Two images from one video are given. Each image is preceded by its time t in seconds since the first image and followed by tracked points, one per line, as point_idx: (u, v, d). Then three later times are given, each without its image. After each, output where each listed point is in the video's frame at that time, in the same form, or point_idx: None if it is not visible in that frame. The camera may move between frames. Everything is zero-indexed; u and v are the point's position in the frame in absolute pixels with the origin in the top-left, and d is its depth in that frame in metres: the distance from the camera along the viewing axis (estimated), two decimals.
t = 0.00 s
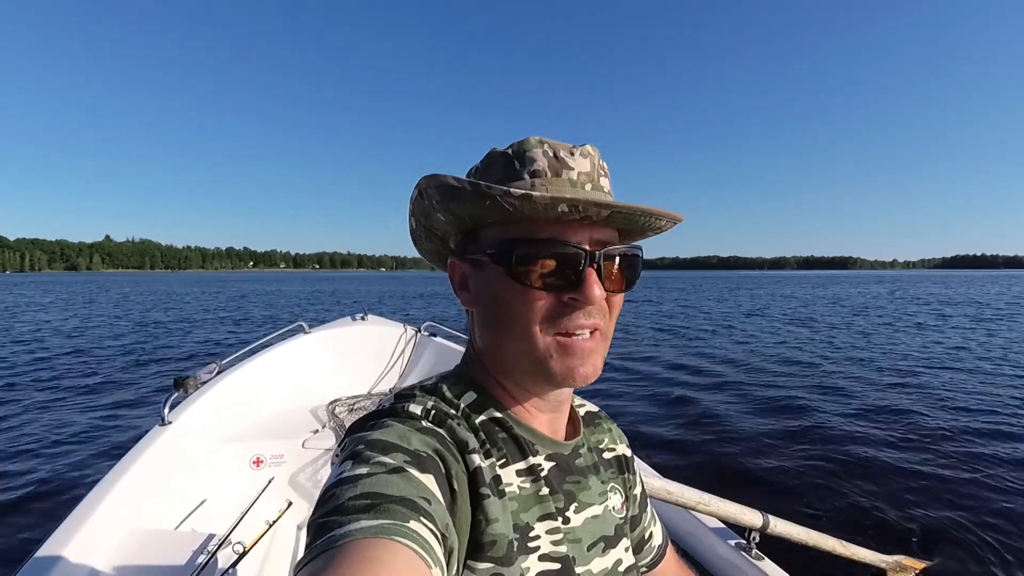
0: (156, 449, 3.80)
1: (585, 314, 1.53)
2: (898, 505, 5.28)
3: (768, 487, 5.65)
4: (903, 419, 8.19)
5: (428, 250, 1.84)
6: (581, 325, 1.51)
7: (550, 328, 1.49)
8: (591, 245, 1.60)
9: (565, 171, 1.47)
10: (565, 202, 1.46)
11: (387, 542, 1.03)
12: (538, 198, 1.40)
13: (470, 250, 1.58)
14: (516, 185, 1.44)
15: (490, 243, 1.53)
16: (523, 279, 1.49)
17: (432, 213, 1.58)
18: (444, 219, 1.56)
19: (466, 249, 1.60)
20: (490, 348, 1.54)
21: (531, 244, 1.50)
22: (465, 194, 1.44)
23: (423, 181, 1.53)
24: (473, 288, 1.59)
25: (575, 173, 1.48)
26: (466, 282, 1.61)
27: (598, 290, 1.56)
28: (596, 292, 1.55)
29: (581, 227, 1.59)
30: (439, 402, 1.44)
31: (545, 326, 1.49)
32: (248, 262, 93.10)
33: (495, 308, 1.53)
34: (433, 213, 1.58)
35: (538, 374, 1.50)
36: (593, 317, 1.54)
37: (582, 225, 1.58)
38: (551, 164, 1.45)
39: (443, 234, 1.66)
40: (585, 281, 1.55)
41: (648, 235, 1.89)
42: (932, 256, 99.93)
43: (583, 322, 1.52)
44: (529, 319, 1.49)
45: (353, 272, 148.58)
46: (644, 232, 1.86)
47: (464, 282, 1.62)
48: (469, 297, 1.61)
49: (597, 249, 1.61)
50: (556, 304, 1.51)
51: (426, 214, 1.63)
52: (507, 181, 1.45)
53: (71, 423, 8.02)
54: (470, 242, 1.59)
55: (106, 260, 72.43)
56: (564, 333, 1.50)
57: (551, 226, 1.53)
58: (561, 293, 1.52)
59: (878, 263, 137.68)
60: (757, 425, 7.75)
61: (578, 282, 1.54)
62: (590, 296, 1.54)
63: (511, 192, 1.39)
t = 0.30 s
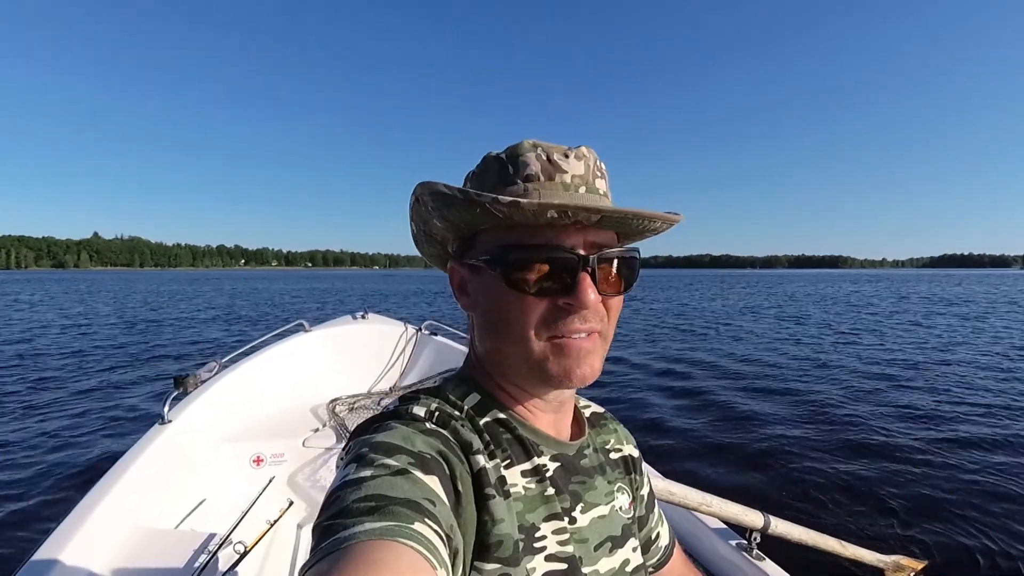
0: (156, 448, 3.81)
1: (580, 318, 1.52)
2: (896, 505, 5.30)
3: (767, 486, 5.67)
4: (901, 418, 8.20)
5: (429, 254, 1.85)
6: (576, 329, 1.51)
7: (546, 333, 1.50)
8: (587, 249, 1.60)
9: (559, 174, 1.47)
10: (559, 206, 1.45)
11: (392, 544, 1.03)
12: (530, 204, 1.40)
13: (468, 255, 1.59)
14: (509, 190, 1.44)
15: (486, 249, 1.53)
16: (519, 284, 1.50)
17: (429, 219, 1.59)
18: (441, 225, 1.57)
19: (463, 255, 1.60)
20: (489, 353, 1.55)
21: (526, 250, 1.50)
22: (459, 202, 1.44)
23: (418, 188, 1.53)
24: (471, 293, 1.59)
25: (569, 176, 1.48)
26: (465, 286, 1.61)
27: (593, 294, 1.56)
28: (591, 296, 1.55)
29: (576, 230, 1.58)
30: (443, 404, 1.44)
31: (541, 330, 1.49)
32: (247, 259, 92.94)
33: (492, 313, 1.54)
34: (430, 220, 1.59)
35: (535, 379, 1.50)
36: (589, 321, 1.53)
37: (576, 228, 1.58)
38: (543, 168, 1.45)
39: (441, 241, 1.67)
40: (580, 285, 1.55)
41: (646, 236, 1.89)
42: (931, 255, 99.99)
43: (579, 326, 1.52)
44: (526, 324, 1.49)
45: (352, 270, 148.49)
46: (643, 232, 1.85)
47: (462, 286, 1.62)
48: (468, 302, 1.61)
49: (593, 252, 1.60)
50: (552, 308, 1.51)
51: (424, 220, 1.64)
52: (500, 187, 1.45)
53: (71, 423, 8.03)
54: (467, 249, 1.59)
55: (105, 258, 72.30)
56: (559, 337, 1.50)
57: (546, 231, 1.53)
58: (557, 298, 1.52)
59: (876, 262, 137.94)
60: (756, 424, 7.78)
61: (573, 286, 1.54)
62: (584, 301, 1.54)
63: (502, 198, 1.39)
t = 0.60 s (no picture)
0: (154, 447, 3.80)
1: (581, 323, 1.52)
2: (894, 502, 5.32)
3: (766, 485, 5.68)
4: (898, 416, 8.22)
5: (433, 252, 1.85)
6: (577, 333, 1.51)
7: (547, 336, 1.49)
8: (590, 254, 1.59)
9: (563, 177, 1.46)
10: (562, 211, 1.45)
11: (396, 543, 1.03)
12: (532, 209, 1.39)
13: (471, 256, 1.58)
14: (513, 193, 1.44)
15: (488, 252, 1.53)
16: (521, 287, 1.49)
17: (433, 219, 1.58)
18: (445, 226, 1.56)
19: (466, 255, 1.59)
20: (490, 354, 1.55)
21: (529, 255, 1.49)
22: (461, 205, 1.43)
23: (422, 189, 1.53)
24: (473, 295, 1.59)
25: (573, 180, 1.47)
26: (468, 287, 1.61)
27: (594, 299, 1.55)
28: (592, 302, 1.54)
29: (580, 235, 1.57)
30: (444, 404, 1.43)
31: (542, 335, 1.49)
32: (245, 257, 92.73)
33: (494, 315, 1.53)
34: (434, 220, 1.58)
35: (535, 383, 1.50)
36: (590, 326, 1.53)
37: (579, 233, 1.57)
38: (548, 171, 1.44)
39: (445, 240, 1.66)
40: (581, 289, 1.54)
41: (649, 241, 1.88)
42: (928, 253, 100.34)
43: (579, 330, 1.51)
44: (527, 328, 1.49)
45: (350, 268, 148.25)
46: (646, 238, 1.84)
47: (465, 286, 1.62)
48: (470, 302, 1.61)
49: (596, 257, 1.60)
50: (553, 312, 1.51)
51: (428, 219, 1.63)
52: (503, 190, 1.45)
53: (68, 422, 8.01)
54: (470, 249, 1.59)
55: (101, 256, 71.98)
56: (560, 341, 1.50)
57: (549, 236, 1.53)
58: (558, 302, 1.51)
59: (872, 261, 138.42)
60: (753, 422, 7.79)
61: (576, 291, 1.53)
62: (586, 305, 1.53)
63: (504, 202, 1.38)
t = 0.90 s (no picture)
0: (150, 440, 3.79)
1: (541, 305, 1.52)
2: (890, 505, 5.32)
3: (761, 486, 5.68)
4: (893, 419, 8.23)
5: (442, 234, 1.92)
6: (540, 316, 1.51)
7: (510, 316, 1.51)
8: (560, 239, 1.57)
9: (543, 162, 1.46)
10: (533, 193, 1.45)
11: (381, 530, 1.03)
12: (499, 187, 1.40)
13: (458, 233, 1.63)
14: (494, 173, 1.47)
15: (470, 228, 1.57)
16: (492, 265, 1.52)
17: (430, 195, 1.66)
18: (437, 201, 1.63)
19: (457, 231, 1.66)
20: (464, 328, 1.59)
21: (503, 235, 1.52)
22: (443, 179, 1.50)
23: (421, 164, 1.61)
24: (457, 270, 1.64)
25: (552, 165, 1.46)
26: (455, 263, 1.66)
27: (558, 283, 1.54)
28: (552, 285, 1.53)
29: (553, 219, 1.57)
30: (433, 392, 1.43)
31: (505, 312, 1.51)
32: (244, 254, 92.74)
33: (467, 290, 1.58)
34: (430, 196, 1.66)
35: (495, 359, 1.52)
36: (552, 310, 1.52)
37: (554, 215, 1.56)
38: (529, 155, 1.45)
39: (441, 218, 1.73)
40: (547, 272, 1.54)
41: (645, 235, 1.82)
42: (924, 260, 100.94)
43: (539, 312, 1.51)
44: (491, 305, 1.51)
45: (350, 266, 148.33)
46: (640, 231, 1.78)
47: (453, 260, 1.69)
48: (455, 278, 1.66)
49: (570, 243, 1.58)
50: (520, 292, 1.51)
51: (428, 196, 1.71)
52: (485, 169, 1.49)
53: (66, 419, 8.03)
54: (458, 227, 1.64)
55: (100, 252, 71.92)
56: (523, 322, 1.50)
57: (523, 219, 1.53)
58: (526, 283, 1.52)
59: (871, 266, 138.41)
60: (749, 425, 7.79)
61: (544, 273, 1.53)
62: (547, 288, 1.53)
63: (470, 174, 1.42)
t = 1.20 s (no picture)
0: (150, 440, 3.79)
1: (527, 324, 1.51)
2: (891, 512, 5.30)
3: (762, 493, 5.66)
4: (895, 426, 8.20)
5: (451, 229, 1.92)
6: (525, 335, 1.51)
7: (495, 331, 1.50)
8: (548, 255, 1.53)
9: (536, 170, 1.45)
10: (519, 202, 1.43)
11: (382, 529, 1.03)
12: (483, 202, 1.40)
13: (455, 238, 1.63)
14: (489, 178, 1.49)
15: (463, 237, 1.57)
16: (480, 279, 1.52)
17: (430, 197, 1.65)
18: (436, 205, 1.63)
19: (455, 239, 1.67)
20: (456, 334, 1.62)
21: (493, 249, 1.50)
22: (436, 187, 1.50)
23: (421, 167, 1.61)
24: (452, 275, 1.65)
25: (545, 173, 1.45)
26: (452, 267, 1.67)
27: (545, 303, 1.52)
28: (538, 304, 1.51)
29: (543, 234, 1.52)
30: (434, 392, 1.43)
31: (490, 327, 1.51)
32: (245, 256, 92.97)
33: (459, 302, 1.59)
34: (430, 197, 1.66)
35: (479, 372, 1.53)
36: (536, 330, 1.51)
37: (546, 230, 1.51)
38: (522, 162, 1.45)
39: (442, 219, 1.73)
40: (535, 290, 1.51)
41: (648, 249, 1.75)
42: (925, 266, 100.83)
43: (523, 332, 1.51)
44: (477, 318, 1.52)
45: (352, 268, 148.53)
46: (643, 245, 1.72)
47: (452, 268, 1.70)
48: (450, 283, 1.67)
49: (560, 260, 1.54)
50: (505, 308, 1.50)
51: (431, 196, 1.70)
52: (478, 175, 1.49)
53: (68, 420, 8.06)
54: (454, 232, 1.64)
55: (102, 253, 72.12)
56: (507, 339, 1.50)
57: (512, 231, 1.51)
58: (512, 300, 1.50)
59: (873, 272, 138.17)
60: (750, 430, 7.76)
61: (530, 290, 1.50)
62: (533, 308, 1.51)
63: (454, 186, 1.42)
